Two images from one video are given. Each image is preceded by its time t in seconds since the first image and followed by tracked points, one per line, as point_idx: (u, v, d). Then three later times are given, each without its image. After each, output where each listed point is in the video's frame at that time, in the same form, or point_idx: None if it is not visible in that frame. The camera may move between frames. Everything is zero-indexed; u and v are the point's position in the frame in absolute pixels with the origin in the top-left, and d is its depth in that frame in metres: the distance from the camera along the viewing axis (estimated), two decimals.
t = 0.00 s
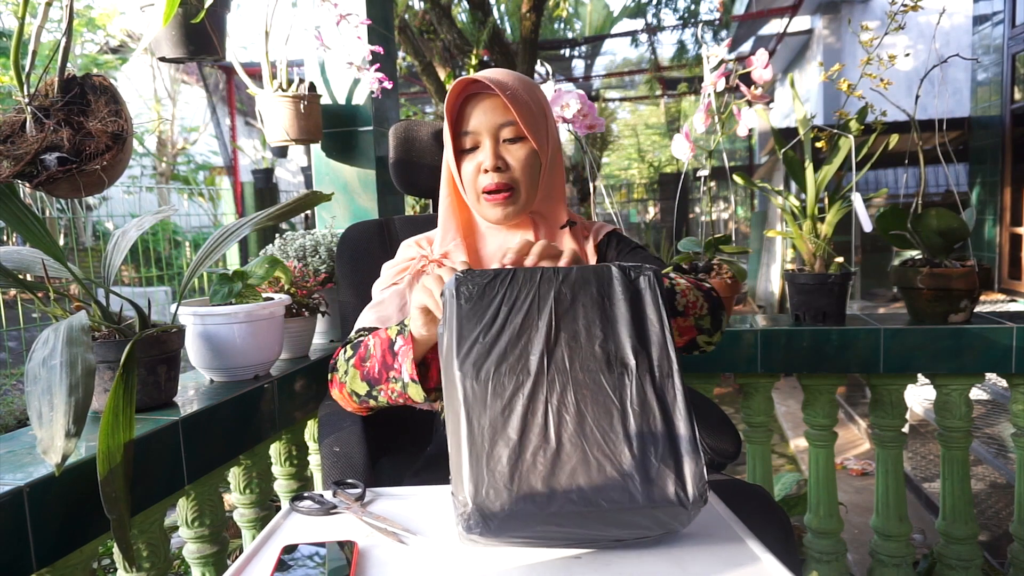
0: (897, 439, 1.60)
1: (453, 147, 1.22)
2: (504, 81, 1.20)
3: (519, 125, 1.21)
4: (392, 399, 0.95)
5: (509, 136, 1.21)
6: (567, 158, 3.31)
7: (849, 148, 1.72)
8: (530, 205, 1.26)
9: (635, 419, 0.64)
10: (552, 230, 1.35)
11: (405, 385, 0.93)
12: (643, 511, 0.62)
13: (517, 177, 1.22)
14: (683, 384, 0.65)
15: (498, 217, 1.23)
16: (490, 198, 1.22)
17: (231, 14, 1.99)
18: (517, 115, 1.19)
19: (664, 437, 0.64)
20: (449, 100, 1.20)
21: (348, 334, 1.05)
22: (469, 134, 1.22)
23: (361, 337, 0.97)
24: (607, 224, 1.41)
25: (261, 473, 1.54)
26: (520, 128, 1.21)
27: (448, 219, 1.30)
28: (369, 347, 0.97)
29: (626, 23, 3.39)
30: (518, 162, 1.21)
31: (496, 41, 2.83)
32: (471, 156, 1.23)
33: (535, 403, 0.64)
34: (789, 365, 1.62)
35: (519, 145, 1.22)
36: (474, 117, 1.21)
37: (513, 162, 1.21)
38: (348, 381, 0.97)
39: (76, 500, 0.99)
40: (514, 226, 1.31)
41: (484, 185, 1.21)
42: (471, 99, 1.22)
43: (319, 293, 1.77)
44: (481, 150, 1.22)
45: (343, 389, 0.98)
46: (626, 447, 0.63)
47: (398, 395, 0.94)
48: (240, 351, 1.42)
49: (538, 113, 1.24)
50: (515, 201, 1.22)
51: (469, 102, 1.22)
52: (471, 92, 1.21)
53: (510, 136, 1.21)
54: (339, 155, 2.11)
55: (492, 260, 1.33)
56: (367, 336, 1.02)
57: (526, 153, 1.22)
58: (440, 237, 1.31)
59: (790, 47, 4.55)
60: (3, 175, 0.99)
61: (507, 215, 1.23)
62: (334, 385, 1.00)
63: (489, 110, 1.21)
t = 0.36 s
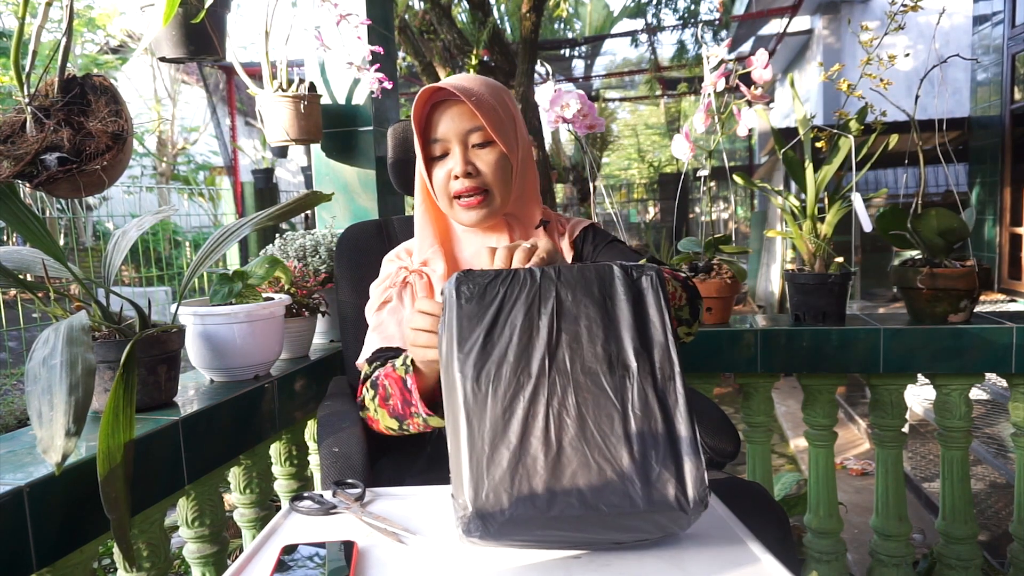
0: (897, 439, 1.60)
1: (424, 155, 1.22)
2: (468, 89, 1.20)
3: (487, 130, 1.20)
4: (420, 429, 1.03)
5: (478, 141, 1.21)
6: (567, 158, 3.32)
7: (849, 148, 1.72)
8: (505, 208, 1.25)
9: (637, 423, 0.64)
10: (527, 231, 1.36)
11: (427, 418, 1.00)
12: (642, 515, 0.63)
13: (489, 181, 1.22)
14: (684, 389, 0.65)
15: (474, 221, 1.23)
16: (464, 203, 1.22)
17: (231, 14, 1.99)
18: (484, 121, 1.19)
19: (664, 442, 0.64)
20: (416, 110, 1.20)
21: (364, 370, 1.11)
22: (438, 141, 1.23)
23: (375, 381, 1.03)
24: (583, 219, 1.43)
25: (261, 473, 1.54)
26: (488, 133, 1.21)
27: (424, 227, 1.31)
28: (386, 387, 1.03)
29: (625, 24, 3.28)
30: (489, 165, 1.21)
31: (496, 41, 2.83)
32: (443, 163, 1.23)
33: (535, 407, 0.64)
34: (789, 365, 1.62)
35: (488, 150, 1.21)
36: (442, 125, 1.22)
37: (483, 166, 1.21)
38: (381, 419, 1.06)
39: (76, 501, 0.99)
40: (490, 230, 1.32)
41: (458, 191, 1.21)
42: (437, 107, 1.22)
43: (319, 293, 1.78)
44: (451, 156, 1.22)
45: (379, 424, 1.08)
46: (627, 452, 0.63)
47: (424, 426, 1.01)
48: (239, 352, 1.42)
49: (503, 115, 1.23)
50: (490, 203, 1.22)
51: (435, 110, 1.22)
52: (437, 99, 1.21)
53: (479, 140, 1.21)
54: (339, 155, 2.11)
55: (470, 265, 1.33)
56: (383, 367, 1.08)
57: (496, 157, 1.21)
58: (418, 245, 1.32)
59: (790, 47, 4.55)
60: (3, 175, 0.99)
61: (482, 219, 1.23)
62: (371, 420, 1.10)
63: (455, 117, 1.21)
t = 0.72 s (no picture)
0: (897, 439, 1.60)
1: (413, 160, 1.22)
2: (453, 89, 1.20)
3: (474, 129, 1.21)
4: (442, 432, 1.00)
5: (465, 141, 1.21)
6: (567, 158, 3.33)
7: (849, 148, 1.72)
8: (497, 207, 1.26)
9: (622, 437, 0.64)
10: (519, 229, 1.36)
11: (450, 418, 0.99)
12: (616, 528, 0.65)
13: (479, 179, 1.21)
14: (679, 406, 0.63)
15: (465, 221, 1.23)
16: (455, 206, 1.22)
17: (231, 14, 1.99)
18: (470, 120, 1.19)
19: (648, 458, 0.64)
20: (400, 114, 1.21)
21: (375, 379, 1.10)
22: (426, 145, 1.23)
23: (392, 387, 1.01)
24: (577, 220, 1.43)
25: (261, 473, 1.54)
26: (475, 132, 1.21)
27: (414, 230, 1.31)
28: (403, 393, 1.01)
29: (625, 24, 3.29)
30: (478, 164, 1.21)
31: (496, 42, 2.83)
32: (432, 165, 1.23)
33: (524, 411, 0.65)
34: (789, 365, 1.62)
35: (476, 149, 1.22)
36: (428, 129, 1.22)
37: (473, 166, 1.21)
38: (398, 426, 1.03)
39: (76, 500, 0.99)
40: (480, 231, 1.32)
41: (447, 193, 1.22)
42: (423, 111, 1.22)
43: (319, 293, 1.78)
44: (439, 158, 1.22)
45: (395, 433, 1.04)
46: (607, 466, 0.64)
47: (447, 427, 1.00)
48: (241, 351, 1.42)
49: (489, 113, 1.24)
50: (483, 202, 1.22)
51: (421, 114, 1.23)
52: (422, 102, 1.21)
53: (466, 141, 1.21)
54: (338, 155, 2.11)
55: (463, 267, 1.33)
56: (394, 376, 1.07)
57: (484, 156, 1.21)
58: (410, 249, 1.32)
59: (790, 47, 4.55)
60: (3, 175, 0.99)
61: (475, 220, 1.24)
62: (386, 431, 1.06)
63: (442, 119, 1.21)
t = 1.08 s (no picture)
0: (897, 439, 1.60)
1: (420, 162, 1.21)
2: (460, 89, 1.19)
3: (483, 128, 1.21)
4: (462, 427, 1.02)
5: (475, 140, 1.22)
6: (567, 157, 3.33)
7: (849, 148, 1.72)
8: (506, 205, 1.27)
9: (654, 418, 0.63)
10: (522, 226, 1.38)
11: (470, 413, 1.00)
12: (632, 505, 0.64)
13: (491, 178, 1.22)
14: (717, 398, 0.63)
15: (478, 219, 1.24)
16: (469, 204, 1.22)
17: (232, 14, 1.99)
18: (479, 119, 1.19)
19: (676, 444, 0.63)
20: (407, 116, 1.18)
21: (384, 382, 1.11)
22: (434, 147, 1.22)
23: (408, 385, 1.02)
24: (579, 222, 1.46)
25: (261, 473, 1.54)
26: (484, 131, 1.21)
27: (411, 233, 1.31)
28: (420, 389, 1.03)
29: (626, 23, 3.29)
30: (489, 163, 1.21)
31: (496, 42, 2.83)
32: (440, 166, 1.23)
33: (560, 378, 0.65)
34: (789, 365, 1.61)
35: (485, 148, 1.22)
36: (435, 129, 1.21)
37: (485, 165, 1.21)
38: (414, 425, 1.04)
39: (77, 500, 0.99)
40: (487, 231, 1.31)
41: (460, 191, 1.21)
42: (428, 112, 1.21)
43: (319, 293, 1.78)
44: (450, 160, 1.22)
45: (411, 433, 1.06)
46: (635, 443, 0.63)
47: (466, 422, 1.01)
48: (241, 351, 1.42)
49: (494, 112, 1.24)
50: (495, 200, 1.23)
51: (427, 114, 1.21)
52: (425, 105, 1.19)
53: (476, 140, 1.21)
54: (338, 155, 2.11)
55: (468, 266, 1.32)
56: (405, 377, 1.08)
57: (494, 154, 1.22)
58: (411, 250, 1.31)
59: (790, 47, 4.55)
60: (3, 175, 0.99)
61: (485, 219, 1.24)
62: (400, 431, 1.07)
63: (449, 120, 1.20)
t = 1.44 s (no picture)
0: (897, 439, 1.60)
1: (447, 151, 1.22)
2: (493, 82, 1.22)
3: (510, 121, 1.23)
4: (473, 414, 1.01)
5: (501, 133, 1.24)
6: (567, 157, 3.33)
7: (849, 148, 1.72)
8: (527, 201, 1.28)
9: (665, 414, 0.64)
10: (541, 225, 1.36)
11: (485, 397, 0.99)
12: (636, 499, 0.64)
13: (514, 171, 1.23)
14: (727, 399, 0.64)
15: (498, 212, 1.24)
16: (491, 196, 1.23)
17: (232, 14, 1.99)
18: (507, 112, 1.22)
19: (685, 441, 0.63)
20: (436, 104, 1.21)
21: (392, 366, 1.10)
22: (460, 137, 1.23)
23: (421, 366, 1.02)
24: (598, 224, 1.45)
25: (262, 473, 1.54)
26: (511, 124, 1.24)
27: (433, 225, 1.30)
28: (433, 372, 1.03)
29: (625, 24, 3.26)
30: (513, 156, 1.23)
31: (496, 42, 2.83)
32: (464, 157, 1.24)
33: (576, 368, 0.65)
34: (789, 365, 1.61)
35: (510, 142, 1.24)
36: (462, 119, 1.23)
37: (510, 158, 1.23)
38: (420, 411, 1.03)
39: (77, 500, 0.99)
40: (507, 225, 1.31)
41: (483, 182, 1.22)
42: (456, 103, 1.23)
43: (319, 293, 1.78)
44: (474, 150, 1.23)
45: (416, 419, 1.05)
46: (645, 437, 0.63)
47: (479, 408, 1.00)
48: (241, 351, 1.42)
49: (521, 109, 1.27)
50: (517, 194, 1.24)
51: (455, 105, 1.23)
52: (455, 96, 1.22)
53: (501, 133, 1.24)
54: (338, 155, 2.11)
55: (487, 261, 1.32)
56: (415, 362, 1.07)
57: (519, 148, 1.24)
58: (429, 243, 1.30)
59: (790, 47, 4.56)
60: (3, 175, 0.99)
61: (507, 212, 1.24)
62: (403, 418, 1.06)
63: (477, 111, 1.23)
